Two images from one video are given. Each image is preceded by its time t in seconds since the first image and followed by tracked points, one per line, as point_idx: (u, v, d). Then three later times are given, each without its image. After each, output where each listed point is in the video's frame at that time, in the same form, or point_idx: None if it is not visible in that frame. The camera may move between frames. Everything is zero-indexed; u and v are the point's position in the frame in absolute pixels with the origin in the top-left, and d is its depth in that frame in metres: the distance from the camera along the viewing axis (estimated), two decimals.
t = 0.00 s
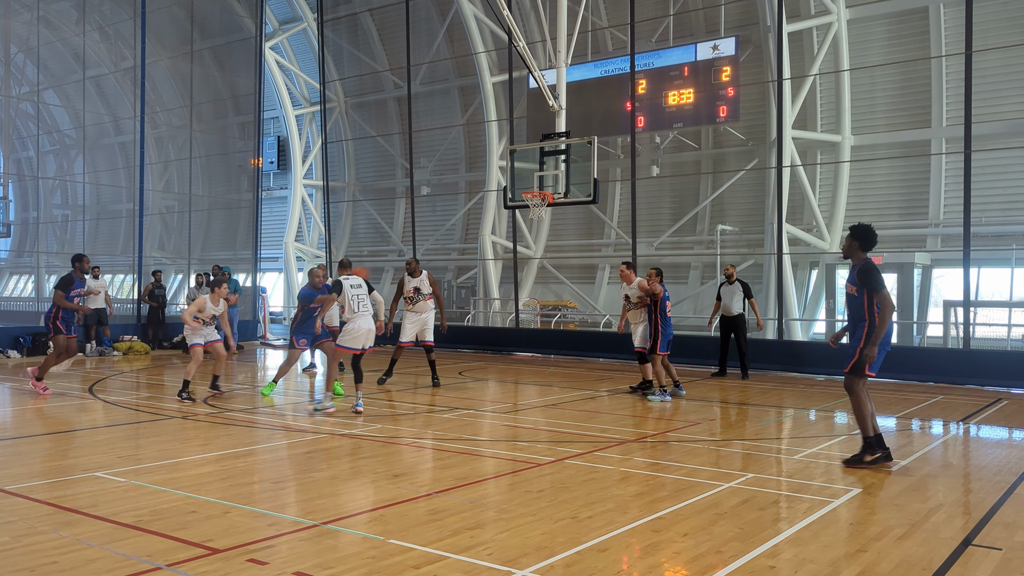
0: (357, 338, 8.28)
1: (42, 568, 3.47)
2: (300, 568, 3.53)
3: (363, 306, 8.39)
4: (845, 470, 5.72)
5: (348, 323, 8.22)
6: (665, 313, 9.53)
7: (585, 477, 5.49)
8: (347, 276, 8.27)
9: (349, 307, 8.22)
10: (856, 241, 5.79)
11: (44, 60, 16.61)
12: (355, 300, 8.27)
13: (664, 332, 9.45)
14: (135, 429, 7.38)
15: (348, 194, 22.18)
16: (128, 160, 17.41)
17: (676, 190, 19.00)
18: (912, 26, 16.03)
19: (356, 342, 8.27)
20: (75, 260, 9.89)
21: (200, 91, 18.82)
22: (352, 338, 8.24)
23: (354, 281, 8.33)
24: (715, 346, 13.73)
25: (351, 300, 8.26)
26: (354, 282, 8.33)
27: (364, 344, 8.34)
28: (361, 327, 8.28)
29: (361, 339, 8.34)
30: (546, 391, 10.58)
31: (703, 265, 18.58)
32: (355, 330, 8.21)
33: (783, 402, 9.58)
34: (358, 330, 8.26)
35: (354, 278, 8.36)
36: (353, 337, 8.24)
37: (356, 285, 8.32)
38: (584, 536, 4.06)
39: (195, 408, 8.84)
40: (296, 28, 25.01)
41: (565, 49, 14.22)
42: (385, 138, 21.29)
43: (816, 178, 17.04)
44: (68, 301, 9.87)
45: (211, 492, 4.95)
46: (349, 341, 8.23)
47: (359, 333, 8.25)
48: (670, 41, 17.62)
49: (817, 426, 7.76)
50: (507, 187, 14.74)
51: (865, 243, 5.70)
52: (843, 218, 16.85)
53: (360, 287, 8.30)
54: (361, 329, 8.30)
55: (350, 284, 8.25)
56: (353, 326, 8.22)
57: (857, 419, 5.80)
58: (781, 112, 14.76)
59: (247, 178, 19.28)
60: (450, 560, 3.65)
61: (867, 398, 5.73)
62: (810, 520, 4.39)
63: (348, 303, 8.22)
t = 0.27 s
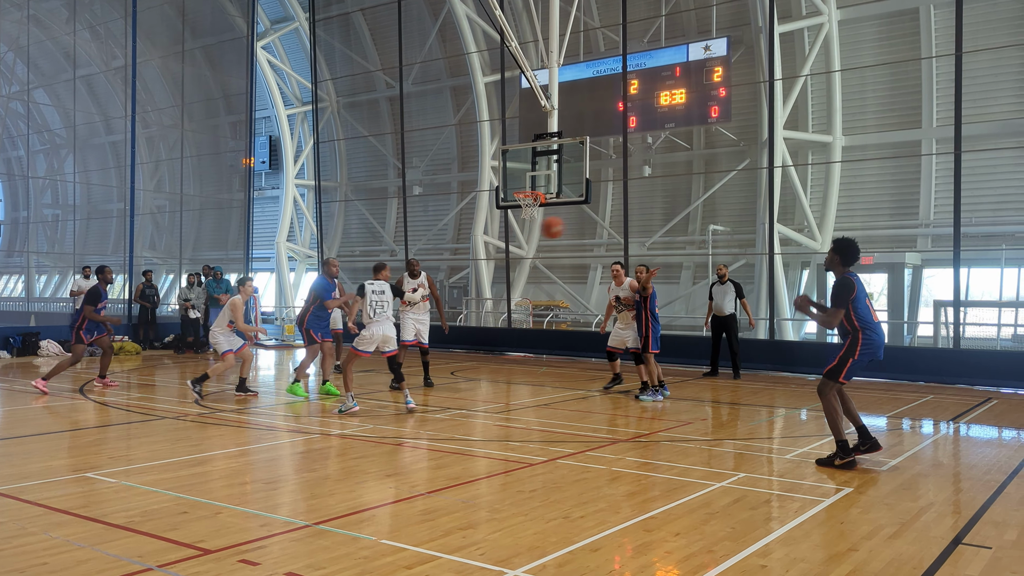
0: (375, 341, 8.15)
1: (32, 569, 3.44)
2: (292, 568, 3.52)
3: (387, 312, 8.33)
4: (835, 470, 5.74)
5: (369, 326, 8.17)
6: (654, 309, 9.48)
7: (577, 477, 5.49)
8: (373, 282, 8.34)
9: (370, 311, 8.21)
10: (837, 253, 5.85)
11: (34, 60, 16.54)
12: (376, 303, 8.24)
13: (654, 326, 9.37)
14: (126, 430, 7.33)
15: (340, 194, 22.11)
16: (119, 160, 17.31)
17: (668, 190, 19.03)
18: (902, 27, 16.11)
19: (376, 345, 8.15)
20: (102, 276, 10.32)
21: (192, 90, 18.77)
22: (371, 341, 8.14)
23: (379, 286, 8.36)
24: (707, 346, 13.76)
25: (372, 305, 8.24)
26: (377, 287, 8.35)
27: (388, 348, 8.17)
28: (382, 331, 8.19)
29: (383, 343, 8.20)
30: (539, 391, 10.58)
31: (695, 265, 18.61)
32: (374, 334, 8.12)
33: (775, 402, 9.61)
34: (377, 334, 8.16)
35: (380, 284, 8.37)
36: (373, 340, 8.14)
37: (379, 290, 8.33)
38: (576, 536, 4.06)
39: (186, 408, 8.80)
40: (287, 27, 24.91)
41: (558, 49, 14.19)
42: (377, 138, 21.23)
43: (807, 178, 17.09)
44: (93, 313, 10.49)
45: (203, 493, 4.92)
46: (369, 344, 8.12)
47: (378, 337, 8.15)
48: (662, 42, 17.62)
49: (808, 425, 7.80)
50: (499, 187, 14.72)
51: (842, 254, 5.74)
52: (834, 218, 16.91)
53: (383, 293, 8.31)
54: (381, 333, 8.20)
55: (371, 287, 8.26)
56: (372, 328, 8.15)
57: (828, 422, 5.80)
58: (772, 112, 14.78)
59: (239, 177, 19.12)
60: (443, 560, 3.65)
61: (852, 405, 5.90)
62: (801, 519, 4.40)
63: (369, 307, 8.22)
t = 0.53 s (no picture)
0: (416, 337, 8.22)
1: (23, 570, 3.42)
2: (285, 569, 3.50)
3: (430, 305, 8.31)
4: (827, 469, 5.75)
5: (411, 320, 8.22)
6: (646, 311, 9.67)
7: (570, 477, 5.48)
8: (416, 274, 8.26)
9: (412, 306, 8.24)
10: (842, 252, 5.88)
11: (25, 59, 16.60)
12: (416, 298, 8.21)
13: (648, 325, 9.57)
14: (118, 430, 7.29)
15: (333, 194, 22.06)
16: (110, 159, 17.27)
17: (660, 191, 19.08)
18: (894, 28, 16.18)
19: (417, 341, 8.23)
20: (108, 260, 9.85)
21: (184, 89, 18.65)
22: (411, 336, 8.21)
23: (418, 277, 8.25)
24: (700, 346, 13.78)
25: (414, 299, 8.23)
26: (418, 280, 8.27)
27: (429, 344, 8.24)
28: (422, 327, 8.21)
29: (422, 337, 8.28)
30: (532, 391, 10.58)
31: (688, 265, 18.76)
32: (414, 329, 8.18)
33: (768, 401, 9.62)
34: (417, 329, 8.20)
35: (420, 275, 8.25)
36: (413, 335, 8.21)
37: (417, 283, 8.24)
38: (568, 535, 4.06)
39: (178, 409, 8.75)
40: (280, 27, 24.83)
41: (550, 50, 14.19)
42: (370, 138, 21.20)
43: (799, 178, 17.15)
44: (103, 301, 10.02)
45: (195, 493, 4.89)
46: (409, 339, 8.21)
47: (418, 332, 8.20)
48: (655, 42, 17.63)
49: (800, 425, 7.82)
50: (492, 187, 14.71)
51: (839, 252, 5.80)
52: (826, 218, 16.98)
53: (420, 286, 8.18)
54: (421, 328, 8.23)
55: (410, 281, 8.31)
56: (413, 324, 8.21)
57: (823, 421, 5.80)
58: (764, 112, 14.82)
59: (231, 177, 18.92)
60: (435, 560, 3.64)
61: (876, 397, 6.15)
62: (792, 519, 4.41)
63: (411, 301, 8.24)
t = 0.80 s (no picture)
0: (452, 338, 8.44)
1: (15, 571, 3.40)
2: (278, 569, 3.49)
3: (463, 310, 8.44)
4: (820, 468, 5.77)
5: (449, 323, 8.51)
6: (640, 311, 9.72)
7: (564, 477, 5.49)
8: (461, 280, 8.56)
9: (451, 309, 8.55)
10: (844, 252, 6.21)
11: (17, 58, 16.52)
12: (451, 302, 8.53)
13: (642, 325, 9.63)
14: (111, 431, 7.25)
15: (327, 194, 22.02)
16: (103, 159, 17.23)
17: (654, 191, 19.11)
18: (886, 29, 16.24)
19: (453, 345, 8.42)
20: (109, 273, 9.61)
21: (176, 89, 18.58)
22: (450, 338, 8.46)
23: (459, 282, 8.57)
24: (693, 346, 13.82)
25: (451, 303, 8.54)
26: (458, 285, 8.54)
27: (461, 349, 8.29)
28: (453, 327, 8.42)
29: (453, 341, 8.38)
30: (526, 391, 10.58)
31: (681, 265, 18.71)
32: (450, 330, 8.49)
33: (762, 401, 9.66)
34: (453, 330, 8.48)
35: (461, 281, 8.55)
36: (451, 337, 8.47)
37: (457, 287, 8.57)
38: (562, 535, 4.06)
39: (170, 409, 8.72)
40: (273, 27, 24.77)
41: (544, 50, 14.17)
42: (364, 138, 21.16)
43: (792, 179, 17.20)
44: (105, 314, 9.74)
45: (188, 494, 4.88)
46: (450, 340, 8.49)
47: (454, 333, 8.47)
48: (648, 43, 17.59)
49: (793, 425, 7.84)
50: (486, 187, 14.71)
51: (840, 252, 6.10)
52: (819, 218, 17.03)
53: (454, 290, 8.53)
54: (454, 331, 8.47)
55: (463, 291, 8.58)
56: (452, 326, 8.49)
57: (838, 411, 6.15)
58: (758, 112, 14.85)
59: (224, 177, 18.96)
60: (429, 560, 3.63)
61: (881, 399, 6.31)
62: (786, 519, 4.42)
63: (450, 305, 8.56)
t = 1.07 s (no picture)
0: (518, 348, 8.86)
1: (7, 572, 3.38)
2: (273, 569, 3.48)
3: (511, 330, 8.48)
4: (814, 468, 5.79)
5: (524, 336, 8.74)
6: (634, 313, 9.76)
7: (558, 476, 5.48)
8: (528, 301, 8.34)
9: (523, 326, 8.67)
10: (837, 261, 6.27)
11: (10, 57, 16.31)
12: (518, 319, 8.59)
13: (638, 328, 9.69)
14: (105, 431, 7.22)
15: (321, 194, 21.97)
16: (96, 159, 17.18)
17: (648, 192, 19.14)
18: (880, 30, 16.30)
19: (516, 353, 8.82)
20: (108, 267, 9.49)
21: (171, 89, 18.51)
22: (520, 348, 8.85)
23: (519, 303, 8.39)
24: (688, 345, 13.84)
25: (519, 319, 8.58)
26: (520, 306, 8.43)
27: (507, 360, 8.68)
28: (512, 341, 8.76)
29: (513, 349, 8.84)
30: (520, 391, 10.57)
31: (675, 265, 18.63)
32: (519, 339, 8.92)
33: (757, 401, 9.67)
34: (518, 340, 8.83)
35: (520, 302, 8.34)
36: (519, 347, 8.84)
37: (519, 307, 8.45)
38: (557, 535, 4.05)
39: (164, 409, 8.68)
40: (267, 26, 24.68)
41: (539, 50, 14.13)
42: (358, 138, 21.12)
43: (787, 179, 17.24)
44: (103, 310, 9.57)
45: (182, 494, 4.86)
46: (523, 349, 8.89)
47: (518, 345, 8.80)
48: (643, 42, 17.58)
49: (787, 425, 7.86)
50: (480, 187, 14.69)
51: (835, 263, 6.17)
52: (813, 218, 17.08)
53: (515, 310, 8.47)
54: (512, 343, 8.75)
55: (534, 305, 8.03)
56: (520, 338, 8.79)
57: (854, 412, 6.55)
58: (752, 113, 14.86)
59: (219, 177, 19.05)
60: (424, 561, 3.62)
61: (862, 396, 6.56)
62: (780, 518, 4.43)
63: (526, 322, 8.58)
